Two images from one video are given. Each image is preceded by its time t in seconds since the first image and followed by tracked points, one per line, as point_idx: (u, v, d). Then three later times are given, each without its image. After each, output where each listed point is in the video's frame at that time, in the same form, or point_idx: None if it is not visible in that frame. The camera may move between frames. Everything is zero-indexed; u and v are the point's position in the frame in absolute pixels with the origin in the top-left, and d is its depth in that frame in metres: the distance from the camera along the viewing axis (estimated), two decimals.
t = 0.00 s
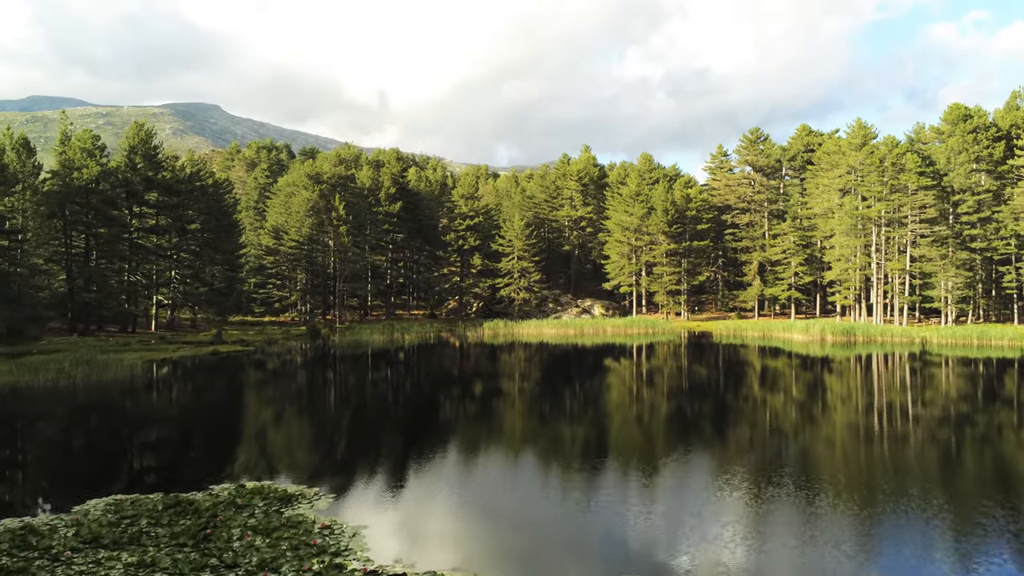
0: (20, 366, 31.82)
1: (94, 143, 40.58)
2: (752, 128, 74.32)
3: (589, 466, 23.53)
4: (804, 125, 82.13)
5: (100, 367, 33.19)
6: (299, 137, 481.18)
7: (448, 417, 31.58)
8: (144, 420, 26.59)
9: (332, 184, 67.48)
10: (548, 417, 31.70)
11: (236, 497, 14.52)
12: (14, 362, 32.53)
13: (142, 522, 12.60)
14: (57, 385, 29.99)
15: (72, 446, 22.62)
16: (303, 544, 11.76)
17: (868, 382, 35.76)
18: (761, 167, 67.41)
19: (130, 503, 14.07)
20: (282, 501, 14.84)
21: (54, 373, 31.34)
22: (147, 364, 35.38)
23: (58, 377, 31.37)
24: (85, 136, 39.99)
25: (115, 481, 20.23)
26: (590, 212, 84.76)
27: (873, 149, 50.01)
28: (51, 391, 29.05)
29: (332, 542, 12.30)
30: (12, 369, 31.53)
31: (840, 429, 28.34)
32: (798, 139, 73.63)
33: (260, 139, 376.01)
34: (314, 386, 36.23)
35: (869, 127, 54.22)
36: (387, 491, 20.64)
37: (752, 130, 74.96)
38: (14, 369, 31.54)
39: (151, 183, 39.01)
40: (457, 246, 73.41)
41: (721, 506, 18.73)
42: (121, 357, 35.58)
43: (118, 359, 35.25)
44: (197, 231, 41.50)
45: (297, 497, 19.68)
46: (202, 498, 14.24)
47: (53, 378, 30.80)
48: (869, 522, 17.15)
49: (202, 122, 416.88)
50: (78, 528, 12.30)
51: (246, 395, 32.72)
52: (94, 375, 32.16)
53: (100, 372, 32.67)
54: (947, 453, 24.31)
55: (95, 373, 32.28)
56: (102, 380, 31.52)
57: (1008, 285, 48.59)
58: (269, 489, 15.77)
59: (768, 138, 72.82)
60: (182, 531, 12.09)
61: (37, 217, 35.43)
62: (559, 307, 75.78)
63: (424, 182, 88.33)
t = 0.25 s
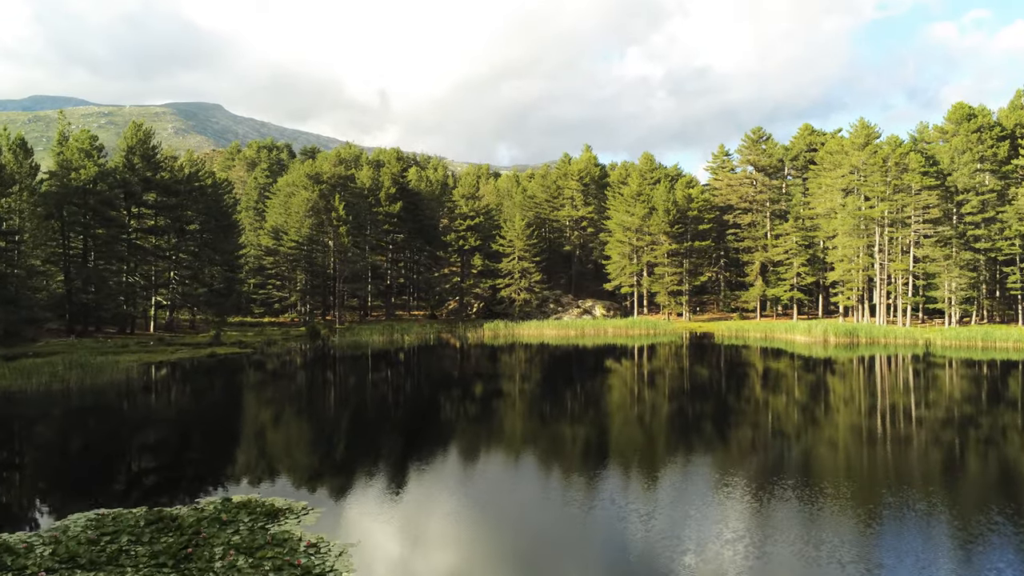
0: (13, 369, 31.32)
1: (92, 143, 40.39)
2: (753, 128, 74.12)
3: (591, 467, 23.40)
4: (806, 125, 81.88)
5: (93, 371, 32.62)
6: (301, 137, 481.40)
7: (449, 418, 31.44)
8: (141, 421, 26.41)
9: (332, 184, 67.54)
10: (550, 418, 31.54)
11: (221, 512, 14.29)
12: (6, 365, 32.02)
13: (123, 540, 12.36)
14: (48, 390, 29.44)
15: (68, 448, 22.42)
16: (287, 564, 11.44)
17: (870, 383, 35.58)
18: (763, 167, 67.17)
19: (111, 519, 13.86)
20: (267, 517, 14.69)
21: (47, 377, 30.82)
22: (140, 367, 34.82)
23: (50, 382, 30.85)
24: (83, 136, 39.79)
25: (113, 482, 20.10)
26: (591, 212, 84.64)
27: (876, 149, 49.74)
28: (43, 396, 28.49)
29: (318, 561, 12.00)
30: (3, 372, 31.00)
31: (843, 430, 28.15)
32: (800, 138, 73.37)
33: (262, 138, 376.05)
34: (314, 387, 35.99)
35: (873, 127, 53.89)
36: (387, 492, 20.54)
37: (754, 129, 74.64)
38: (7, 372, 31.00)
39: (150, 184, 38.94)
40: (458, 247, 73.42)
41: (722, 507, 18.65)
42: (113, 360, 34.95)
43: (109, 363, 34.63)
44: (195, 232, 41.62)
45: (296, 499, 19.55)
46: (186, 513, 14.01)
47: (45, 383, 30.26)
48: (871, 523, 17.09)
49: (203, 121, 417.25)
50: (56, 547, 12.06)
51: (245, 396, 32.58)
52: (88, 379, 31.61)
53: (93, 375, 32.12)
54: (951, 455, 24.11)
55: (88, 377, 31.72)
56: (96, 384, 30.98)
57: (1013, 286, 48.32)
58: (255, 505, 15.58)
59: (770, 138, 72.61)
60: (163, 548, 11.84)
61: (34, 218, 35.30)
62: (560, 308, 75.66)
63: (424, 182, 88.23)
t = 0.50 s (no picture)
0: (10, 372, 30.43)
1: (95, 144, 40.34)
2: (761, 127, 73.64)
3: (597, 468, 23.26)
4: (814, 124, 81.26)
5: (91, 374, 31.83)
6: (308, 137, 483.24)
7: (454, 419, 31.34)
8: (144, 423, 26.39)
9: (336, 184, 68.12)
10: (555, 419, 31.36)
11: (208, 530, 13.93)
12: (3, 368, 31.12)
13: (103, 560, 12.00)
14: (45, 395, 28.61)
15: (71, 451, 22.45)
16: None
17: (879, 385, 35.17)
18: (772, 166, 66.65)
19: (95, 536, 13.55)
20: (255, 535, 14.48)
21: (45, 381, 30.00)
22: (139, 370, 34.15)
23: (48, 385, 30.02)
24: (86, 138, 39.73)
25: (116, 484, 20.11)
26: (597, 212, 84.44)
27: (886, 148, 49.16)
28: (38, 402, 27.62)
29: None
30: None
31: (851, 433, 27.80)
32: (808, 138, 72.81)
33: (269, 138, 377.67)
34: (319, 389, 35.85)
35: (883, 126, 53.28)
36: (393, 493, 20.52)
37: (762, 128, 74.10)
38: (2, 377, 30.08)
39: (154, 185, 39.07)
40: (463, 247, 73.55)
41: (730, 509, 18.50)
42: (112, 363, 34.14)
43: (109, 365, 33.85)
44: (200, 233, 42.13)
45: (302, 500, 19.56)
46: (171, 531, 13.68)
47: (43, 387, 29.43)
48: (881, 525, 16.92)
49: (211, 121, 419.58)
50: (34, 568, 11.72)
51: (250, 397, 32.48)
52: (86, 383, 30.82)
53: (91, 379, 31.32)
54: (962, 458, 23.73)
55: (86, 381, 30.91)
56: (94, 388, 30.22)
57: None
58: (243, 522, 15.25)
59: (777, 138, 72.13)
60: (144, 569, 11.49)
61: (37, 220, 35.32)
62: (566, 308, 75.48)
63: (429, 182, 88.25)
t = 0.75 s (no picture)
0: (13, 376, 30.12)
1: (102, 145, 40.58)
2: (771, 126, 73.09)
3: (605, 470, 23.10)
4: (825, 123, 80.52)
5: (94, 378, 31.56)
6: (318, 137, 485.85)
7: (462, 421, 31.24)
8: (152, 425, 26.53)
9: (344, 185, 68.29)
10: (564, 420, 31.19)
11: (193, 548, 13.73)
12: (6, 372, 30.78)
13: None
14: (47, 399, 28.32)
15: (79, 452, 22.64)
16: None
17: (891, 388, 34.69)
18: (782, 166, 66.15)
19: (80, 553, 13.45)
20: (245, 552, 14.30)
21: (47, 385, 29.72)
22: (141, 373, 33.97)
23: (51, 390, 29.76)
24: (93, 139, 39.97)
25: (124, 485, 20.25)
26: (605, 212, 84.20)
27: (897, 147, 48.51)
28: (40, 407, 27.31)
29: None
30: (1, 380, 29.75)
31: (862, 435, 27.41)
32: (819, 137, 72.09)
33: (280, 138, 379.87)
34: (327, 390, 35.85)
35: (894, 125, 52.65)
36: (401, 493, 20.51)
37: (772, 127, 73.52)
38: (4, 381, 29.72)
39: (161, 187, 39.44)
40: (470, 248, 74.05)
41: (739, 512, 18.30)
42: (114, 366, 33.90)
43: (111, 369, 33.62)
44: (206, 234, 42.46)
45: (310, 501, 19.58)
46: (156, 546, 13.57)
47: (46, 392, 29.17)
48: (891, 528, 16.67)
49: (222, 121, 422.75)
50: None
51: (257, 399, 32.52)
52: (88, 387, 30.57)
53: (94, 383, 31.06)
54: (974, 462, 23.28)
55: (88, 386, 30.63)
56: (96, 392, 29.95)
57: None
58: (232, 536, 15.12)
59: (788, 137, 71.55)
60: None
61: (43, 221, 35.66)
62: (574, 309, 75.37)
63: (437, 182, 88.40)
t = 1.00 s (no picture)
0: (23, 380, 29.34)
1: (119, 148, 41.09)
2: (789, 124, 72.16)
3: (621, 472, 22.88)
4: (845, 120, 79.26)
5: (105, 382, 31.02)
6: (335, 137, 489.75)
7: (477, 421, 31.24)
8: (169, 426, 26.74)
9: (359, 186, 68.75)
10: (579, 421, 31.03)
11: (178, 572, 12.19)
12: (16, 375, 30.02)
13: None
14: (58, 404, 27.62)
15: (97, 453, 22.89)
16: None
17: (913, 390, 33.95)
18: (801, 164, 65.38)
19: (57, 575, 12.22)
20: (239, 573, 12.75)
21: (59, 389, 29.04)
22: (154, 376, 33.63)
23: (62, 394, 29.07)
24: (111, 142, 40.47)
25: (142, 485, 20.46)
26: (621, 212, 83.76)
27: (919, 145, 47.52)
28: (50, 412, 26.57)
29: None
30: (12, 384, 28.93)
31: (883, 439, 26.84)
32: (839, 134, 70.96)
33: (298, 137, 383.27)
34: (342, 391, 35.89)
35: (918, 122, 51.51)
36: (416, 494, 20.52)
37: (791, 125, 72.45)
38: (13, 385, 28.86)
39: (177, 188, 40.12)
40: (486, 248, 74.61)
41: (757, 515, 18.01)
42: (126, 369, 33.42)
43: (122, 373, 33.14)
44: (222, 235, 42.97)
45: (326, 502, 19.67)
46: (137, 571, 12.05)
47: (56, 396, 28.46)
48: (912, 534, 16.29)
49: (241, 122, 428.10)
50: None
51: (274, 400, 32.65)
52: (100, 391, 30.05)
53: (105, 387, 30.51)
54: (1001, 466, 22.65)
55: (100, 390, 30.11)
56: (108, 397, 29.47)
57: None
58: (227, 552, 13.70)
59: (806, 135, 70.58)
60: None
61: (60, 223, 36.40)
62: (589, 309, 75.10)
63: (451, 182, 88.60)
